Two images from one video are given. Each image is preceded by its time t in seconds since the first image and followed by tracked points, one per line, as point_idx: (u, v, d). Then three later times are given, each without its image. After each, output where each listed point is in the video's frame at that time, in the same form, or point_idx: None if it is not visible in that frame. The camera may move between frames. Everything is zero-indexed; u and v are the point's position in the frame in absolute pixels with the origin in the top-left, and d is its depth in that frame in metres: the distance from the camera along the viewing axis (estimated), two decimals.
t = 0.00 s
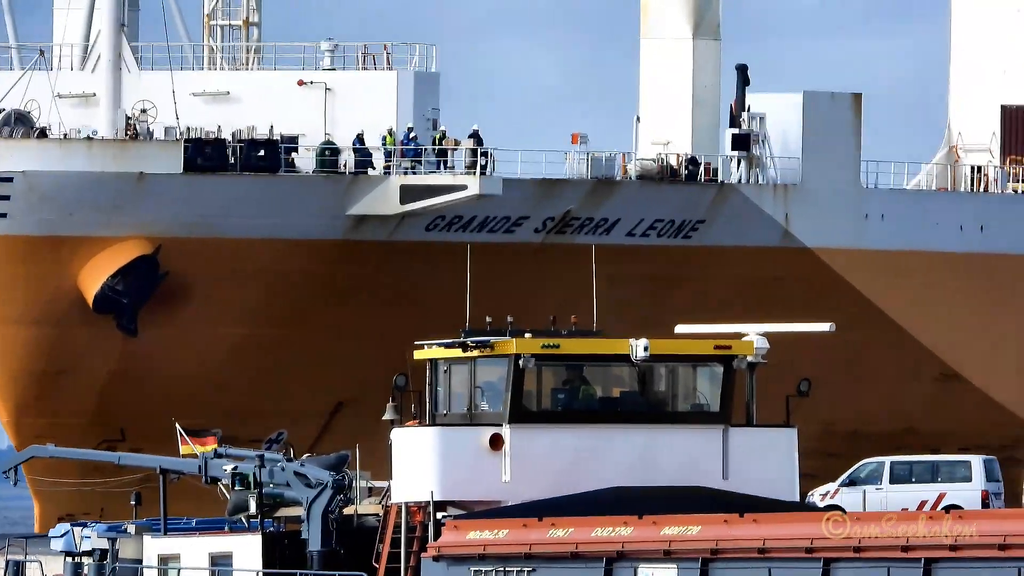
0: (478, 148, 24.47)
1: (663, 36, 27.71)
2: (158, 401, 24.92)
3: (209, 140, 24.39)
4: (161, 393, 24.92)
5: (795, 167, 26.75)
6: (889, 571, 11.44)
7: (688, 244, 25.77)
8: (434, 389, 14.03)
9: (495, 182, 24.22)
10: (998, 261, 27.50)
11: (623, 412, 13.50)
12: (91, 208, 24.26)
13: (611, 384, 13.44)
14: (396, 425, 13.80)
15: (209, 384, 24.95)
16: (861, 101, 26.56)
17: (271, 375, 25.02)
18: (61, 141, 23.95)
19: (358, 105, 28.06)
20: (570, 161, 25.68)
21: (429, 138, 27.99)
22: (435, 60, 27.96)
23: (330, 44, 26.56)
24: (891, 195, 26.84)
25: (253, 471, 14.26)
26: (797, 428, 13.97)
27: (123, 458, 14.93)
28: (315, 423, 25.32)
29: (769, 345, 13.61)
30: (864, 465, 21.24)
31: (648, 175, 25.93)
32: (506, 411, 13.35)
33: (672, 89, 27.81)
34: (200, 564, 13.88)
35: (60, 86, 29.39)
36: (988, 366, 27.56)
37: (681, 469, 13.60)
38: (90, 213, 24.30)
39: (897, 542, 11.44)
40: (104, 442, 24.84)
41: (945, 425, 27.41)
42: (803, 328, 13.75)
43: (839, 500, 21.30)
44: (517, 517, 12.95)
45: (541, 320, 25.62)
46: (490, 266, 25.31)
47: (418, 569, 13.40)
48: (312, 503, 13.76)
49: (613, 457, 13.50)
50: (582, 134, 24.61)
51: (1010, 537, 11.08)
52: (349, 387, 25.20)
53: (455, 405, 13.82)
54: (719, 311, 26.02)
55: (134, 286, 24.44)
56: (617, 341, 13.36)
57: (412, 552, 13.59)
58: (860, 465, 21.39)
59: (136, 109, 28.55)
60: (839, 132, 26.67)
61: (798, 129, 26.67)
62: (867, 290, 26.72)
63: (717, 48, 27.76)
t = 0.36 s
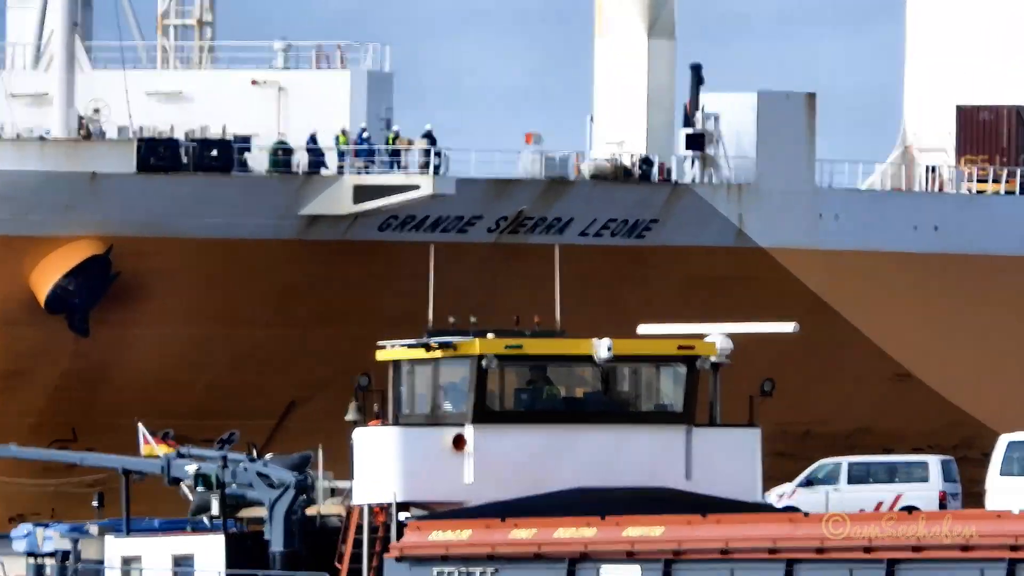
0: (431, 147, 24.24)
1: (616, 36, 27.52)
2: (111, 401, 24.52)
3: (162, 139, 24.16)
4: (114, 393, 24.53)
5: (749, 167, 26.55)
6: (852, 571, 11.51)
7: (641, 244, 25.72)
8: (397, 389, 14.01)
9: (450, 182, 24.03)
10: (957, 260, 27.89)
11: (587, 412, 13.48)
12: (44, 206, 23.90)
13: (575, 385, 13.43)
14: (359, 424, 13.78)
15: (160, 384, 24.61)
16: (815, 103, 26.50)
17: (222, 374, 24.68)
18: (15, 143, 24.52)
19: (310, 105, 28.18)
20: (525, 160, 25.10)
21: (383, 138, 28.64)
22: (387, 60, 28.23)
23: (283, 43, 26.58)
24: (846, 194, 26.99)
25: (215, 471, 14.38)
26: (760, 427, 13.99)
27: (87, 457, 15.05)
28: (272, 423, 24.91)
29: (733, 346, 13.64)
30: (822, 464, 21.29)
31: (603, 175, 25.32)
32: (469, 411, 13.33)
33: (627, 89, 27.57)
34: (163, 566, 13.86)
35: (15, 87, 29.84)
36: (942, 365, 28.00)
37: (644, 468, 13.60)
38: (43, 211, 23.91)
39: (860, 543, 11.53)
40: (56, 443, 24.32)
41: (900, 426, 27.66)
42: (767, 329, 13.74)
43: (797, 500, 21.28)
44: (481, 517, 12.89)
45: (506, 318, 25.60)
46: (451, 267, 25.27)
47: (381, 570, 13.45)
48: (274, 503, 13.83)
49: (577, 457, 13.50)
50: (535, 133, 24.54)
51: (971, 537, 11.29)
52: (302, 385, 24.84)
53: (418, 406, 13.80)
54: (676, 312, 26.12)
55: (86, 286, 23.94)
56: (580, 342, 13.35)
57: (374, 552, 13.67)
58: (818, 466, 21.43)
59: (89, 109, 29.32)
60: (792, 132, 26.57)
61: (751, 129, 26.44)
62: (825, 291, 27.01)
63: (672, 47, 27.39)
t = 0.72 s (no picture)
0: (381, 151, 24.14)
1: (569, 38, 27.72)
2: (59, 404, 24.00)
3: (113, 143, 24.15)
4: (62, 396, 24.01)
5: (699, 170, 26.31)
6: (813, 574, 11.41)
7: (593, 247, 25.41)
8: (359, 393, 14.02)
9: (400, 185, 23.93)
10: (902, 260, 27.15)
11: (548, 415, 13.49)
12: None
13: (537, 387, 13.43)
14: (321, 428, 13.71)
15: (109, 387, 24.07)
16: (766, 104, 26.22)
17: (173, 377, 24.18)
18: None
19: (259, 109, 27.44)
20: (475, 162, 25.28)
21: (332, 141, 27.94)
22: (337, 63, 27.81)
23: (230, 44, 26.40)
24: (798, 196, 26.55)
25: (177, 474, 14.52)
26: (722, 429, 14.05)
27: (48, 461, 15.19)
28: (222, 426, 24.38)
29: (694, 347, 13.65)
30: (780, 467, 21.31)
31: (553, 177, 25.51)
32: (431, 414, 13.33)
33: (579, 91, 27.81)
34: (125, 569, 13.94)
35: None
36: (892, 364, 26.97)
37: (606, 470, 13.62)
38: None
39: (822, 545, 11.42)
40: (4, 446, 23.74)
41: (850, 427, 26.69)
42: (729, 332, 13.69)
43: (755, 503, 21.27)
44: (443, 520, 12.87)
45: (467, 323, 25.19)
46: (411, 271, 24.95)
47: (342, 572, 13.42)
48: (238, 506, 14.06)
49: (538, 460, 13.49)
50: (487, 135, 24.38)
51: (934, 539, 11.06)
52: (254, 387, 24.39)
53: (380, 409, 13.81)
54: (633, 312, 25.62)
55: (38, 288, 23.91)
56: (541, 344, 13.33)
57: (336, 555, 13.60)
58: (776, 469, 21.50)
59: (38, 113, 28.15)
60: (743, 133, 26.27)
61: (703, 134, 26.28)
62: (765, 290, 26.35)
63: (622, 51, 27.77)
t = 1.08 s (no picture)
0: (330, 154, 24.16)
1: (517, 44, 27.47)
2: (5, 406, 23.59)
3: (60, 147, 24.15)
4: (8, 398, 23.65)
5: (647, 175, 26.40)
6: None
7: (541, 252, 25.45)
8: (319, 397, 14.02)
9: (348, 189, 24.15)
10: (853, 265, 27.24)
11: (508, 420, 13.50)
12: None
13: (496, 392, 13.48)
14: (282, 433, 13.64)
15: (57, 389, 23.74)
16: (715, 108, 26.23)
17: (125, 379, 23.84)
18: None
19: (210, 112, 27.40)
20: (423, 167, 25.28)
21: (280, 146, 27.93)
22: (287, 67, 27.57)
23: (180, 49, 26.36)
24: (746, 201, 26.56)
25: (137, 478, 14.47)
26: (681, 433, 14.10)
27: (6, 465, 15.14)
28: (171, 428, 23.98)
29: (654, 352, 13.75)
30: (739, 472, 21.25)
31: (502, 181, 25.65)
32: (390, 418, 13.32)
33: (528, 95, 27.59)
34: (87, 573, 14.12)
35: None
36: (843, 367, 26.92)
37: (567, 475, 13.62)
38: None
39: (782, 550, 11.39)
40: None
41: (799, 430, 26.52)
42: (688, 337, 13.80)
43: (713, 508, 21.13)
44: (403, 524, 12.75)
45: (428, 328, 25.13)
46: (367, 276, 24.82)
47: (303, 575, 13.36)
48: (198, 509, 13.94)
49: (497, 464, 13.43)
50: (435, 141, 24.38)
51: (892, 544, 11.12)
52: (202, 390, 24.05)
53: (340, 413, 13.81)
54: (583, 317, 25.47)
55: None
56: (501, 349, 13.38)
57: (295, 560, 13.61)
58: (735, 473, 21.46)
59: None
60: (692, 139, 26.26)
61: (651, 136, 26.35)
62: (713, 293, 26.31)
63: (571, 55, 27.55)
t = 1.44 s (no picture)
0: (285, 157, 24.18)
1: (473, 46, 27.52)
2: None
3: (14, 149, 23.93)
4: None
5: (604, 177, 26.52)
6: None
7: (496, 254, 25.37)
8: (283, 400, 13.99)
9: (303, 193, 23.94)
10: (810, 269, 27.37)
11: (473, 424, 13.47)
12: None
13: (461, 396, 13.45)
14: (246, 435, 13.72)
15: (12, 391, 23.85)
16: (670, 111, 26.10)
17: (77, 381, 23.97)
18: None
19: (165, 114, 27.36)
20: (377, 170, 25.00)
21: (235, 148, 28.07)
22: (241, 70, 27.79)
23: (135, 53, 26.20)
24: (701, 204, 26.59)
25: (102, 483, 14.60)
26: (647, 438, 14.11)
27: None
28: (124, 432, 24.25)
29: (618, 356, 13.80)
30: (704, 476, 21.49)
31: (457, 184, 25.51)
32: (355, 422, 13.30)
33: (484, 99, 27.64)
34: None
35: None
36: (792, 374, 27.28)
37: (532, 478, 13.61)
38: None
39: (746, 554, 11.33)
40: None
41: (751, 434, 26.96)
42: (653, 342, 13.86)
43: (678, 511, 21.25)
44: (366, 528, 12.71)
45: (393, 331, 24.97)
46: (332, 280, 24.75)
47: None
48: (161, 513, 13.98)
49: (462, 467, 13.43)
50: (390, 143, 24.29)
51: (858, 549, 11.04)
52: (155, 395, 24.22)
53: (304, 416, 13.78)
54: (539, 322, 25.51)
55: None
56: (468, 353, 13.40)
57: (260, 563, 13.45)
58: (700, 475, 21.71)
59: None
60: (646, 143, 26.15)
61: (607, 141, 26.38)
62: (671, 297, 26.35)
63: (527, 58, 27.69)
